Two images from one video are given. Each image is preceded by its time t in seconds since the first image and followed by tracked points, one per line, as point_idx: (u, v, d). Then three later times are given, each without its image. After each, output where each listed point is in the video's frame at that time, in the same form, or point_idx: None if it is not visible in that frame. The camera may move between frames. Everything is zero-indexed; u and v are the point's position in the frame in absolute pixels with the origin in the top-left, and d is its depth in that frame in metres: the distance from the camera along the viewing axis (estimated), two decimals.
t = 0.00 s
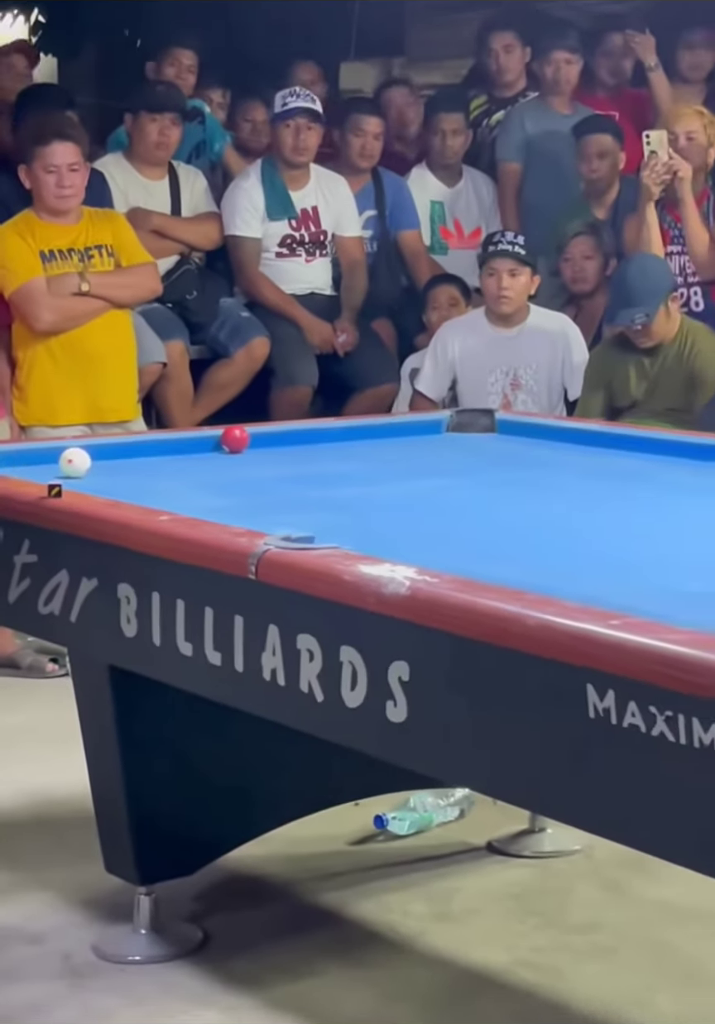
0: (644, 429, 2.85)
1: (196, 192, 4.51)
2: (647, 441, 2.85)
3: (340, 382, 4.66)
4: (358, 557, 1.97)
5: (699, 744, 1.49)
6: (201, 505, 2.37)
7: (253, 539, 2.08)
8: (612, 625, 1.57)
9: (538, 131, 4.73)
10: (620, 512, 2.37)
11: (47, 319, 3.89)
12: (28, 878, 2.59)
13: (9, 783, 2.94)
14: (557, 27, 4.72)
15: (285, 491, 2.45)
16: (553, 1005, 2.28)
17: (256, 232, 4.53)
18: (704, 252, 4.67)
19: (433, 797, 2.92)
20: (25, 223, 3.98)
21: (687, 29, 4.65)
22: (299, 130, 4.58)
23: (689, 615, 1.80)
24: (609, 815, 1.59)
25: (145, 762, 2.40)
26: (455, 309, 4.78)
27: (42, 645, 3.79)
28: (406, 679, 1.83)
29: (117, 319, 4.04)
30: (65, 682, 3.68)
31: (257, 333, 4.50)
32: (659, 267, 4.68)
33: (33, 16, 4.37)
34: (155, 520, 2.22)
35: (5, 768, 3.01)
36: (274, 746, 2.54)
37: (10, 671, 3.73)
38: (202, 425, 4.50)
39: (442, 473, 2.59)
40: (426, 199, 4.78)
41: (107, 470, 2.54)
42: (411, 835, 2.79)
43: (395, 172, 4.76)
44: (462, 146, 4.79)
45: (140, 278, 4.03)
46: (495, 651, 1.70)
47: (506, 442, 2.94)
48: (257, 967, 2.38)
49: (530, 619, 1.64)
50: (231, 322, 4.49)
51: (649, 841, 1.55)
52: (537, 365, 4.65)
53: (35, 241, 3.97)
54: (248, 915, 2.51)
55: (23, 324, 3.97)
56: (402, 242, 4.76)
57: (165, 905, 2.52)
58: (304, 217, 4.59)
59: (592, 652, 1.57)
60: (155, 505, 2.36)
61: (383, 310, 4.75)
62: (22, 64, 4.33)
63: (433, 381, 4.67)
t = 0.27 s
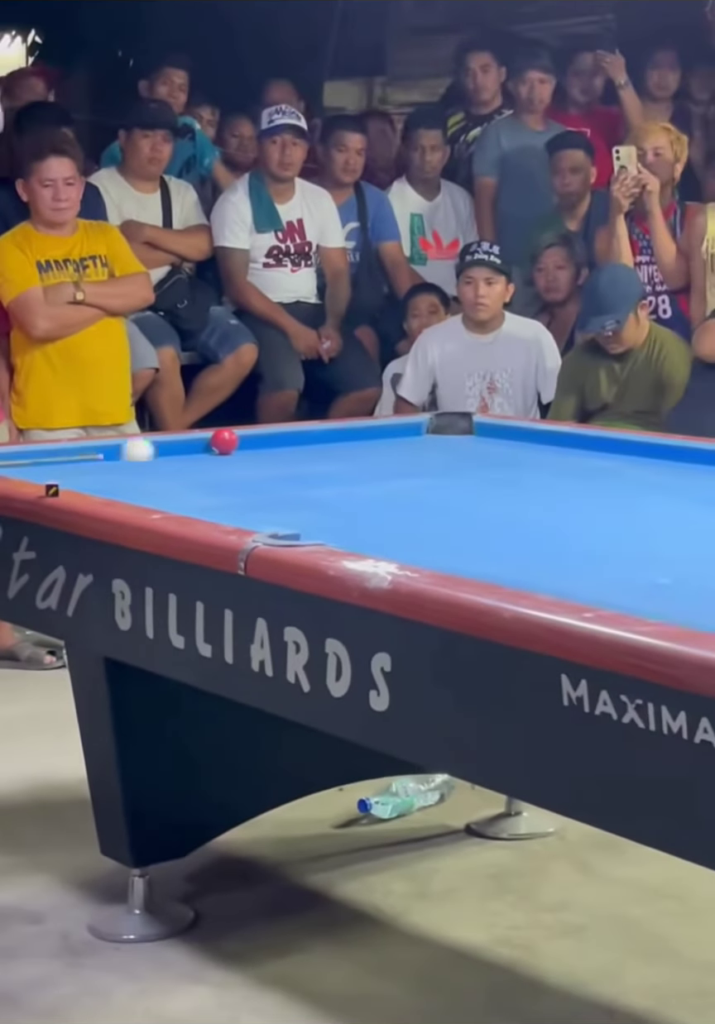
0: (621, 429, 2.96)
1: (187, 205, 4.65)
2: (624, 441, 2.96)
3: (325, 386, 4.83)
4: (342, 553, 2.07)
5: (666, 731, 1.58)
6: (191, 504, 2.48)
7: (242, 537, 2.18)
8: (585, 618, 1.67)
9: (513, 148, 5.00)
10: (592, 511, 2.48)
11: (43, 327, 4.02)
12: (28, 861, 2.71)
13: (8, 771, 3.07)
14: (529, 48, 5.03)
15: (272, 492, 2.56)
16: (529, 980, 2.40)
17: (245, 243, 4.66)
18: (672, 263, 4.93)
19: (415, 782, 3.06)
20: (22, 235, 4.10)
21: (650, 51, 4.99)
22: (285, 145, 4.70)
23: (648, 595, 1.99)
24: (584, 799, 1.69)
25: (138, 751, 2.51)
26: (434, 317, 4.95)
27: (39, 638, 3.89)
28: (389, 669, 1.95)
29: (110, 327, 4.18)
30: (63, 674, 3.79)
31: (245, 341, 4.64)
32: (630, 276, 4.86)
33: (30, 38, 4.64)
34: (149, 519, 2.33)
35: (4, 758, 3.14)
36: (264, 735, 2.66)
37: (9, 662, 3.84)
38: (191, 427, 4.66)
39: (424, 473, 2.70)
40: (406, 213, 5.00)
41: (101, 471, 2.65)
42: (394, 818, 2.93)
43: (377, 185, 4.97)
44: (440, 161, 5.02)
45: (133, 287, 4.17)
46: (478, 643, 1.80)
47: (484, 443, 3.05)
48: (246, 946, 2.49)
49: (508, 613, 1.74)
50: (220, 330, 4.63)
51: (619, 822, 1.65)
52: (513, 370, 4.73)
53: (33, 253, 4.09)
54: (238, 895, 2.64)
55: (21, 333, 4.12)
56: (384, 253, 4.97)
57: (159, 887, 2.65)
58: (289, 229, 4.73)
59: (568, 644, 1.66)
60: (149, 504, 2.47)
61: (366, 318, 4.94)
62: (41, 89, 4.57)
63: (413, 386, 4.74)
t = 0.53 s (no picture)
0: (602, 429, 3.02)
1: (175, 211, 4.74)
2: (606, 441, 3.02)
3: (311, 386, 4.92)
4: (327, 550, 2.13)
5: (642, 723, 1.64)
6: (180, 503, 2.54)
7: (229, 534, 2.24)
8: (565, 613, 1.73)
9: (494, 155, 5.07)
10: (570, 510, 2.54)
11: (36, 329, 4.11)
12: (22, 852, 2.78)
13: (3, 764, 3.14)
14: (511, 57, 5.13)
15: (259, 490, 2.63)
16: (510, 964, 2.47)
17: (232, 248, 4.72)
18: (649, 267, 5.01)
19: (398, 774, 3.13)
20: (14, 240, 4.18)
21: (629, 60, 5.14)
22: (271, 153, 4.75)
23: (626, 588, 2.06)
24: (565, 789, 1.75)
25: (128, 744, 2.57)
26: (418, 319, 5.00)
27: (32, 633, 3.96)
28: (373, 663, 2.01)
29: (101, 329, 4.25)
30: (54, 669, 3.85)
31: (233, 344, 4.73)
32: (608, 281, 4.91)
33: (24, 47, 4.64)
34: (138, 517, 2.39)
35: None
36: (250, 729, 2.72)
37: (2, 658, 3.90)
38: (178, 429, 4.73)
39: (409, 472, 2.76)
40: (390, 218, 5.07)
41: (91, 471, 2.71)
42: (377, 809, 3.01)
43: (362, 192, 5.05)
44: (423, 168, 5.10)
45: (123, 290, 4.24)
46: (463, 637, 1.86)
47: (467, 443, 3.12)
48: (234, 934, 2.55)
49: (490, 608, 1.80)
50: (208, 332, 4.72)
51: (597, 812, 1.71)
52: (494, 371, 4.80)
53: (24, 257, 4.16)
54: (226, 885, 2.71)
55: (13, 336, 4.19)
56: (368, 258, 5.05)
57: (148, 877, 2.72)
58: (276, 235, 4.79)
59: (550, 638, 1.72)
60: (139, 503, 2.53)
61: (351, 321, 5.02)
62: (47, 101, 4.64)
63: (398, 387, 4.80)
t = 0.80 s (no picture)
0: (587, 427, 3.05)
1: (164, 213, 4.77)
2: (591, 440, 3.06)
3: (297, 386, 4.96)
4: (314, 547, 2.16)
5: (626, 717, 1.67)
6: (169, 502, 2.57)
7: (217, 532, 2.27)
8: (549, 609, 1.76)
9: (478, 157, 5.11)
10: (554, 507, 2.58)
11: (26, 329, 4.14)
12: (13, 847, 2.82)
13: None
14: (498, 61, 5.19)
15: (247, 488, 2.66)
16: (496, 955, 2.51)
17: (220, 249, 4.77)
18: (632, 268, 5.08)
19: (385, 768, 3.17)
20: (4, 240, 4.21)
21: (612, 64, 5.23)
22: (259, 155, 4.81)
23: (609, 584, 2.10)
24: (551, 783, 1.78)
25: (118, 740, 2.60)
26: (404, 319, 5.02)
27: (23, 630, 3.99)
28: (360, 659, 2.04)
29: (90, 329, 4.29)
30: (44, 665, 3.88)
31: (221, 344, 4.76)
32: (590, 281, 4.96)
33: (13, 50, 4.68)
34: (127, 515, 2.41)
35: None
36: (239, 725, 2.76)
37: None
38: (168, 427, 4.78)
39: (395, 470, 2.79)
40: (376, 219, 5.09)
41: (80, 470, 2.74)
42: (364, 803, 3.05)
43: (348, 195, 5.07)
44: (408, 170, 5.12)
45: (112, 290, 4.29)
46: (448, 633, 1.89)
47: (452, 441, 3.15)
48: (222, 927, 2.58)
49: (475, 605, 1.83)
50: (196, 332, 4.75)
51: (584, 805, 1.74)
52: (479, 371, 4.80)
53: (14, 258, 4.20)
54: (216, 880, 2.74)
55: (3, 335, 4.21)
56: (355, 259, 5.07)
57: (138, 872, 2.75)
58: (263, 236, 4.84)
59: (535, 633, 1.75)
60: (129, 501, 2.56)
61: (337, 321, 5.05)
62: (38, 102, 4.66)
63: (385, 386, 4.81)
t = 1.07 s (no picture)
0: (574, 427, 3.09)
1: (152, 214, 4.80)
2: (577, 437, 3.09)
3: (285, 385, 4.99)
4: (301, 545, 2.19)
5: (610, 712, 1.70)
6: (157, 500, 2.60)
7: (206, 530, 2.30)
8: (534, 606, 1.79)
9: (463, 159, 5.14)
10: (539, 505, 2.61)
11: (16, 329, 4.18)
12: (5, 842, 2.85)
13: None
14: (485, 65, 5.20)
15: (236, 486, 2.69)
16: (481, 947, 2.54)
17: (208, 250, 4.81)
18: (614, 268, 5.10)
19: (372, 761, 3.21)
20: None
21: (592, 66, 5.19)
22: (246, 156, 4.86)
23: (590, 581, 2.13)
24: (536, 777, 1.81)
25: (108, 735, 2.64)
26: (391, 319, 5.09)
27: (13, 626, 4.02)
28: (347, 655, 2.07)
29: (80, 329, 4.32)
30: (35, 661, 3.92)
31: (208, 345, 4.81)
32: (571, 282, 5.08)
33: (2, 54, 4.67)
34: (117, 513, 2.44)
35: None
36: (228, 721, 2.79)
37: None
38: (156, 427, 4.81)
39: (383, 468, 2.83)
40: (363, 220, 5.13)
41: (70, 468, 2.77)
42: (352, 797, 3.08)
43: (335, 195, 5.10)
44: (394, 171, 5.15)
45: (103, 292, 4.31)
46: (436, 630, 1.92)
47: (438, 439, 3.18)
48: (210, 920, 2.61)
49: (461, 602, 1.86)
50: (185, 333, 4.79)
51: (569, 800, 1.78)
52: (463, 369, 4.85)
53: (4, 260, 4.24)
54: (206, 873, 2.77)
55: None
56: (342, 260, 5.10)
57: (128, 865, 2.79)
58: (251, 236, 4.87)
59: (522, 630, 1.78)
60: (120, 499, 2.59)
61: (325, 321, 5.08)
62: (25, 103, 4.66)
63: (373, 386, 4.83)
